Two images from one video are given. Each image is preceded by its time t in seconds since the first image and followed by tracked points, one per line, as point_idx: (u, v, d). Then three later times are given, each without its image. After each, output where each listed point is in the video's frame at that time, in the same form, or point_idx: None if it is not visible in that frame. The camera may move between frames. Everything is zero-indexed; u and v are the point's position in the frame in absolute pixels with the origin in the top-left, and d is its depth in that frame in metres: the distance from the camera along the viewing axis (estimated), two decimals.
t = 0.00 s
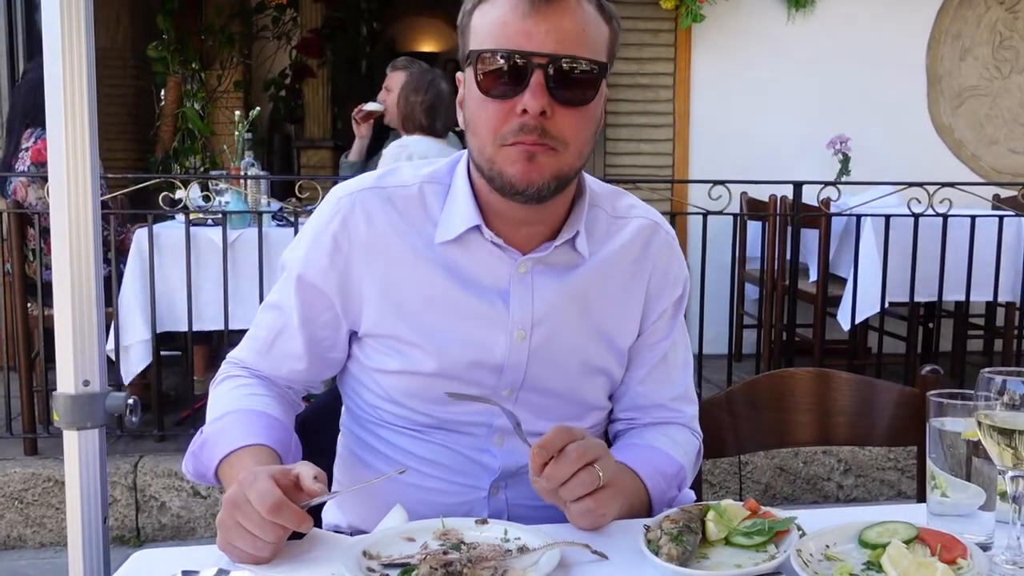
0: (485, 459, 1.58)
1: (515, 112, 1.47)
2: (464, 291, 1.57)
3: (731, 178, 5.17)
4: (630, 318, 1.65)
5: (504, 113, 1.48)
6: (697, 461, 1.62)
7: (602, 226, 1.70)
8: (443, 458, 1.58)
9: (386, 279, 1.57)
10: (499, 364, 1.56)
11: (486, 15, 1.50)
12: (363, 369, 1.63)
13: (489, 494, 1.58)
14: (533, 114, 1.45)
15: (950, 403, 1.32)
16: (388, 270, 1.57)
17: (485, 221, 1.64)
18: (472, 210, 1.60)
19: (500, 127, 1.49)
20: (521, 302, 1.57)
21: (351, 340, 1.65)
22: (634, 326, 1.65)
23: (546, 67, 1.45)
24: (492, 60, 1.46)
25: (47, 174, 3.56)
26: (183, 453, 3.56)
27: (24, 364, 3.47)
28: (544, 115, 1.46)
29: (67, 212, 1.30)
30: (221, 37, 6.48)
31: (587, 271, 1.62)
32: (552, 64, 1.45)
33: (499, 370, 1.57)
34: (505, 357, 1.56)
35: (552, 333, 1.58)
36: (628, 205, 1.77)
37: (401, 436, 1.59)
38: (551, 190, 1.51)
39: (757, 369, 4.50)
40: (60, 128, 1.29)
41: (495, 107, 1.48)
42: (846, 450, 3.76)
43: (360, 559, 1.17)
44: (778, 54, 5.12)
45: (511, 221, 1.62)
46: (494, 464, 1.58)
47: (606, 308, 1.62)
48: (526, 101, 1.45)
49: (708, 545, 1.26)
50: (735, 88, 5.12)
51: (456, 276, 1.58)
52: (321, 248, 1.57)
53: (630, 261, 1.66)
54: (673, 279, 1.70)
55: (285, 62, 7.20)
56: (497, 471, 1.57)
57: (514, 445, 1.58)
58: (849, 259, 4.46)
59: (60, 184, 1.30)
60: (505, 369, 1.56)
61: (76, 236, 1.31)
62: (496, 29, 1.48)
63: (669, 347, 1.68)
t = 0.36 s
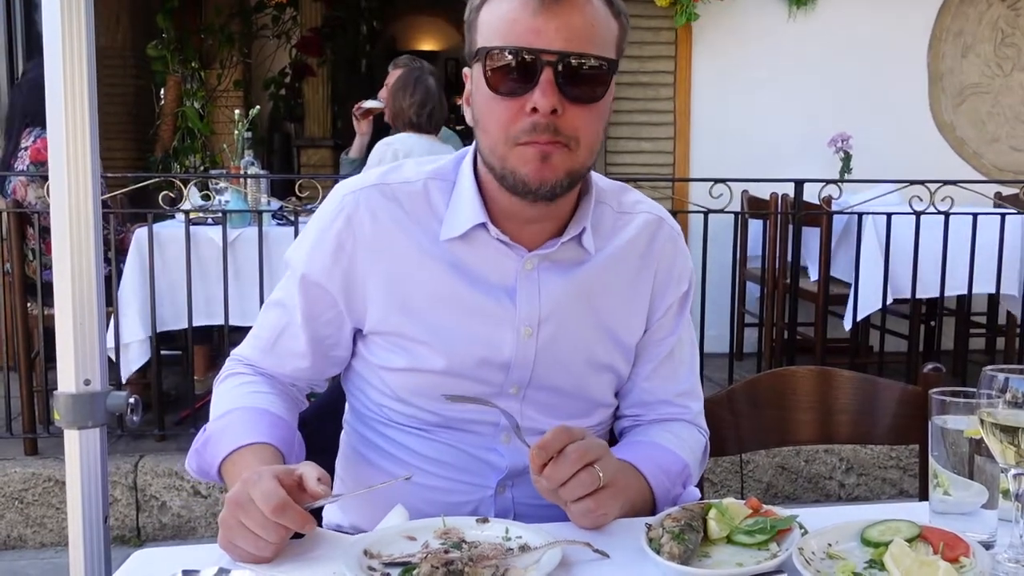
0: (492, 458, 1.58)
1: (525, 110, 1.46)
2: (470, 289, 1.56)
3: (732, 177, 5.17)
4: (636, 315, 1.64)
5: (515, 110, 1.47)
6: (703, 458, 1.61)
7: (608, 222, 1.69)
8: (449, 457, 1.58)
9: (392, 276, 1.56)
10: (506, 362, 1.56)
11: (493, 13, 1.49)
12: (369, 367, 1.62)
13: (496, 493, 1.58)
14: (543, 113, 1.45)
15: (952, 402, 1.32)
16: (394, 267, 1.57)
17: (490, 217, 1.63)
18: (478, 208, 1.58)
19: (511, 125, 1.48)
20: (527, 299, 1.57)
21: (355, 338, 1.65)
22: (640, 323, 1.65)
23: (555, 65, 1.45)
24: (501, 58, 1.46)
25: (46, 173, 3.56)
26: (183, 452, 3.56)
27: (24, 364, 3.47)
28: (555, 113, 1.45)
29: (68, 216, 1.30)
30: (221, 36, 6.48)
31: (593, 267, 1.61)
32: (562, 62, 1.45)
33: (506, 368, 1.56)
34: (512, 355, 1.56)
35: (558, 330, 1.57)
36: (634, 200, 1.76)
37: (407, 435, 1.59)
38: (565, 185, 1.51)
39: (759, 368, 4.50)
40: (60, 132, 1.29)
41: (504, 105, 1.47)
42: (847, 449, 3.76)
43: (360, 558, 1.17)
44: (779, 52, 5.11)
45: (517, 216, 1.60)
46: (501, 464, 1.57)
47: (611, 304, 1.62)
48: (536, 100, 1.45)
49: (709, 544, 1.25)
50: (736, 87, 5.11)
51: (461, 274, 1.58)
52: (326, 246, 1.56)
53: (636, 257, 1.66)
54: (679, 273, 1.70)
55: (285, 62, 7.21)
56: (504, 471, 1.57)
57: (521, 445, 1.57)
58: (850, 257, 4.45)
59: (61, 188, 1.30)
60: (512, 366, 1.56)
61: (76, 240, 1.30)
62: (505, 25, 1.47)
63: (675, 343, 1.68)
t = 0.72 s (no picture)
0: (493, 457, 1.58)
1: (523, 108, 1.46)
2: (473, 286, 1.57)
3: (732, 175, 5.17)
4: (640, 313, 1.64)
5: (513, 108, 1.47)
6: (710, 459, 1.62)
7: (612, 220, 1.69)
8: (452, 455, 1.58)
9: (396, 274, 1.57)
10: (509, 359, 1.56)
11: (493, 11, 1.50)
12: (373, 365, 1.63)
13: (496, 492, 1.58)
14: (541, 110, 1.45)
15: (951, 401, 1.32)
16: (397, 265, 1.57)
17: (493, 214, 1.63)
18: (481, 204, 1.59)
19: (509, 123, 1.48)
20: (529, 295, 1.57)
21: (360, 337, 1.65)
22: (644, 321, 1.65)
23: (554, 62, 1.45)
24: (500, 55, 1.46)
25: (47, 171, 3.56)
26: (184, 451, 3.56)
27: (25, 363, 3.48)
28: (553, 110, 1.45)
29: (69, 216, 1.30)
30: (221, 35, 6.49)
31: (596, 265, 1.62)
32: (560, 59, 1.45)
33: (508, 365, 1.56)
34: (514, 351, 1.56)
35: (561, 326, 1.57)
36: (638, 198, 1.76)
37: (411, 433, 1.59)
38: (562, 185, 1.50)
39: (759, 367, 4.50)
40: (61, 135, 1.29)
41: (503, 102, 1.47)
42: (848, 448, 3.76)
43: (361, 557, 1.17)
44: (780, 51, 5.11)
45: (522, 214, 1.60)
46: (502, 462, 1.57)
47: (614, 302, 1.62)
48: (534, 97, 1.45)
49: (709, 543, 1.25)
50: (737, 85, 5.11)
51: (464, 272, 1.58)
52: (330, 244, 1.57)
53: (640, 255, 1.66)
54: (684, 272, 1.70)
55: (285, 60, 7.22)
56: (505, 469, 1.57)
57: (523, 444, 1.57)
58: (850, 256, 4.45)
59: (62, 191, 1.30)
60: (514, 364, 1.56)
61: (78, 242, 1.31)
62: (507, 22, 1.48)
63: (679, 342, 1.68)
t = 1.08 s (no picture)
0: (498, 456, 1.57)
1: (510, 108, 1.46)
2: (478, 286, 1.56)
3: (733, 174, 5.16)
4: (644, 312, 1.64)
5: (500, 108, 1.47)
6: (715, 458, 1.61)
7: (615, 217, 1.69)
8: (457, 455, 1.58)
9: (400, 275, 1.57)
10: (513, 359, 1.56)
11: (479, 12, 1.50)
12: (376, 365, 1.62)
13: (501, 491, 1.57)
14: (528, 111, 1.45)
15: (952, 399, 1.32)
16: (402, 264, 1.57)
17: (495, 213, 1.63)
18: (483, 201, 1.59)
19: (497, 124, 1.47)
20: (533, 295, 1.56)
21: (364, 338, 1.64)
22: (648, 321, 1.65)
23: (540, 62, 1.45)
24: (486, 57, 1.46)
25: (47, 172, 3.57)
26: (184, 451, 3.56)
27: (26, 363, 3.48)
28: (539, 109, 1.45)
29: (69, 216, 1.30)
30: (221, 35, 6.49)
31: (600, 264, 1.61)
32: (546, 59, 1.45)
33: (512, 365, 1.56)
34: (519, 351, 1.55)
35: (565, 326, 1.57)
36: (641, 197, 1.75)
37: (416, 433, 1.59)
38: (551, 181, 1.50)
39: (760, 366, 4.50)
40: (61, 140, 1.29)
41: (492, 102, 1.47)
42: (848, 447, 3.76)
43: (361, 558, 1.17)
44: (780, 49, 5.11)
45: (523, 210, 1.59)
46: (507, 461, 1.57)
47: (618, 301, 1.61)
48: (520, 98, 1.45)
49: (710, 543, 1.25)
50: (737, 84, 5.10)
51: (469, 272, 1.58)
52: (334, 244, 1.57)
53: (643, 254, 1.66)
54: (687, 271, 1.70)
55: (285, 60, 7.23)
56: (510, 469, 1.57)
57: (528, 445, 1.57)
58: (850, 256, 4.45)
59: (62, 194, 1.30)
60: (518, 363, 1.56)
61: (78, 245, 1.30)
62: (494, 23, 1.48)
63: (684, 341, 1.67)
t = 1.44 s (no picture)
0: (489, 455, 1.58)
1: (494, 129, 1.43)
2: (462, 288, 1.57)
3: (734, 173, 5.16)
4: (630, 307, 1.64)
5: (483, 129, 1.43)
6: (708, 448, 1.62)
7: (599, 214, 1.69)
8: (448, 455, 1.58)
9: (385, 278, 1.57)
10: (500, 358, 1.56)
11: (459, 24, 1.44)
12: (364, 367, 1.62)
13: (494, 489, 1.58)
14: (513, 132, 1.41)
15: (953, 398, 1.31)
16: (386, 267, 1.57)
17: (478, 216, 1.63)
18: (464, 206, 1.58)
19: (480, 143, 1.44)
20: (518, 294, 1.57)
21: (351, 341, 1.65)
22: (635, 316, 1.65)
23: (522, 82, 1.41)
24: (467, 77, 1.42)
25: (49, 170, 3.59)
26: (186, 449, 3.57)
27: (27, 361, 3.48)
28: (524, 130, 1.42)
29: (71, 211, 1.30)
30: (222, 33, 6.50)
31: (584, 262, 1.61)
32: (529, 78, 1.41)
33: (499, 364, 1.56)
34: (505, 350, 1.56)
35: (550, 324, 1.58)
36: (625, 193, 1.76)
37: (406, 433, 1.59)
38: (535, 197, 1.47)
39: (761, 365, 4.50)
40: (63, 139, 1.29)
41: (475, 122, 1.43)
42: (849, 446, 3.77)
43: (363, 554, 1.18)
44: (782, 48, 5.11)
45: (500, 218, 1.60)
46: (498, 460, 1.57)
47: (604, 298, 1.62)
48: (504, 120, 1.41)
49: (711, 541, 1.25)
50: (738, 83, 5.10)
51: (454, 273, 1.58)
52: (317, 249, 1.57)
53: (629, 249, 1.66)
54: (673, 265, 1.70)
55: (286, 58, 7.24)
56: (501, 467, 1.57)
57: (518, 441, 1.57)
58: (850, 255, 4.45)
59: (64, 190, 1.30)
60: (505, 362, 1.56)
61: (81, 240, 1.31)
62: (473, 40, 1.42)
63: (672, 334, 1.68)
